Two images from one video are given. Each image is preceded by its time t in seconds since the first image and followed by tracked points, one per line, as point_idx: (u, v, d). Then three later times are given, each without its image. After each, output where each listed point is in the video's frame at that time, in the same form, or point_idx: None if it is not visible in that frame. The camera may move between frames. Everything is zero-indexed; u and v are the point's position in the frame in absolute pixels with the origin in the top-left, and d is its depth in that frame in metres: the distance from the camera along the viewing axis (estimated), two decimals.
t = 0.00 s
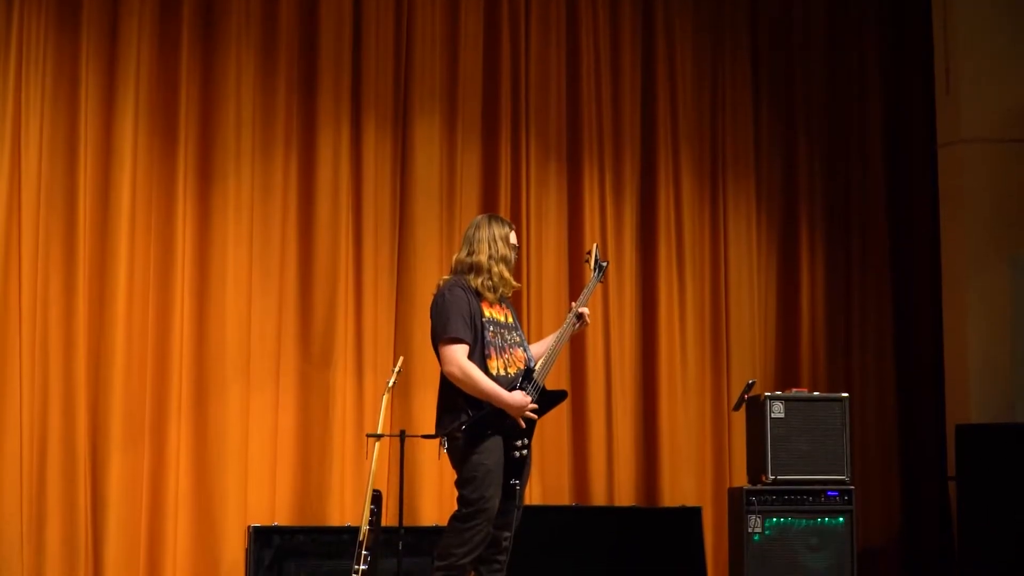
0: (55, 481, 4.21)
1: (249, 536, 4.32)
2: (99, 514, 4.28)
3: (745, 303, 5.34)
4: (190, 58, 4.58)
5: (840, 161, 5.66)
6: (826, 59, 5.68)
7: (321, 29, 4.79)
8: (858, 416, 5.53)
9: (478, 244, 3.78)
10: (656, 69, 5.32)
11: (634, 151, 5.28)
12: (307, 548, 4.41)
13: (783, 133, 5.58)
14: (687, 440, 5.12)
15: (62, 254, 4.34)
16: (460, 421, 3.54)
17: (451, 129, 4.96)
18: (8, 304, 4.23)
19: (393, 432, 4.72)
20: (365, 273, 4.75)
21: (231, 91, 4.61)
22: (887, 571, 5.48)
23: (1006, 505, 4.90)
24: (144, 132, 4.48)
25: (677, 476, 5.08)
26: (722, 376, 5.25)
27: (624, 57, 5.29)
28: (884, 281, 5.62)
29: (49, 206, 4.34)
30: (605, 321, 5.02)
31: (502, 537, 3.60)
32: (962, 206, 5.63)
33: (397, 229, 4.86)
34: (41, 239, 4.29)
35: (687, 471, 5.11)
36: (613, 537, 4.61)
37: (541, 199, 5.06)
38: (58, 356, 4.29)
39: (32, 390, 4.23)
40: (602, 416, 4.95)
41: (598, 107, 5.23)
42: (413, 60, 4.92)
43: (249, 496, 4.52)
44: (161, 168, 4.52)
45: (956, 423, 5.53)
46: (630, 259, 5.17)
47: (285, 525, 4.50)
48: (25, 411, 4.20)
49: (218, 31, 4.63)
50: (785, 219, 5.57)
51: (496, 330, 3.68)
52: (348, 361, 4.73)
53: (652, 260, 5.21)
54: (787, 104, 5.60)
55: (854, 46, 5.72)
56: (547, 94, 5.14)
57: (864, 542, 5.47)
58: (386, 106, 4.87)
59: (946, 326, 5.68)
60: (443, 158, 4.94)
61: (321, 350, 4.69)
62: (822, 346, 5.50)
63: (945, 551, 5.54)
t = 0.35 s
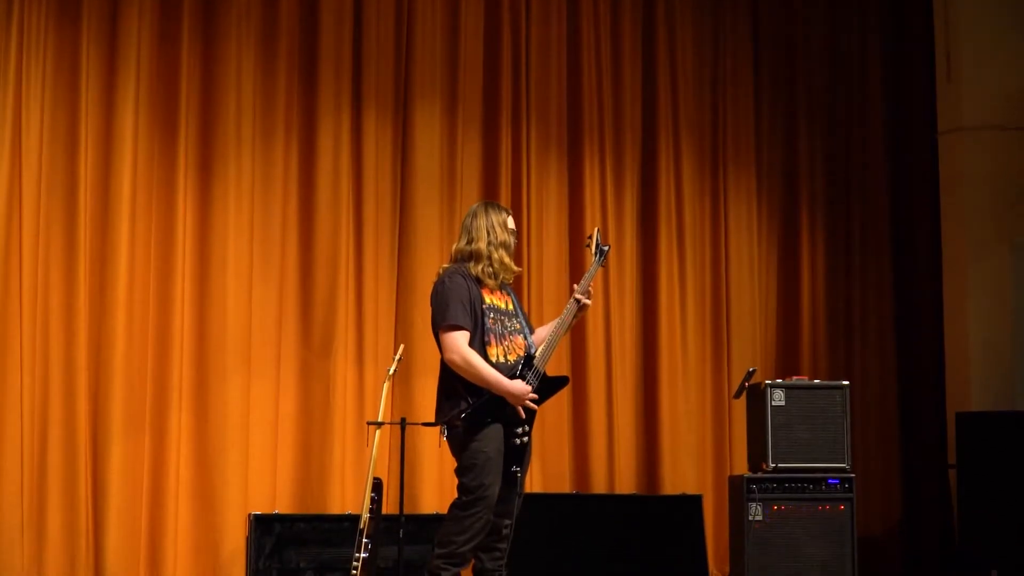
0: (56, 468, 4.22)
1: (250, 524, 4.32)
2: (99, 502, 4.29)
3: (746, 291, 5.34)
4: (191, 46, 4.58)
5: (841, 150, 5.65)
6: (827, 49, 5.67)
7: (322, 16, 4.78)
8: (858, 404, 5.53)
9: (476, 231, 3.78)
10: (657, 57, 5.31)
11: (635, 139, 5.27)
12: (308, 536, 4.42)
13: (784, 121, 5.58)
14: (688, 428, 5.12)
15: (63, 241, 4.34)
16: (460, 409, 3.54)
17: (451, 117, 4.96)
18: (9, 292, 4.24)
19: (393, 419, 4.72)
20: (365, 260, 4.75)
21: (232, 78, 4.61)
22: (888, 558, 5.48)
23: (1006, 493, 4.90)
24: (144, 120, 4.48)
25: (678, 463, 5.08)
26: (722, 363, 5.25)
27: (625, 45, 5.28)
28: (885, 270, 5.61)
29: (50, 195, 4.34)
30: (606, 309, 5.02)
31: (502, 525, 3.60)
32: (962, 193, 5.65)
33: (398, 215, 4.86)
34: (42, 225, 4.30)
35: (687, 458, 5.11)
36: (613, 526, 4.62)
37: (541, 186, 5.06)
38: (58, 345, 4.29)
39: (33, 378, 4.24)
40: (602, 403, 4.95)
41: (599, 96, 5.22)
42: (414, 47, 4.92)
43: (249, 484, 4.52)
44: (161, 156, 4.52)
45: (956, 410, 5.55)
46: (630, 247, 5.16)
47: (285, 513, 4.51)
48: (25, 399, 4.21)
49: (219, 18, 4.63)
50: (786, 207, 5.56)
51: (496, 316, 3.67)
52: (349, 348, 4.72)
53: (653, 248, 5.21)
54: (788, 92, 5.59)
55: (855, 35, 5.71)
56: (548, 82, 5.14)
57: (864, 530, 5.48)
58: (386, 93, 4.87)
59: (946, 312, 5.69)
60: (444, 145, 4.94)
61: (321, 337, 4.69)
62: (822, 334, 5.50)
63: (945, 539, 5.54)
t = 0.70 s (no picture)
0: (56, 459, 4.22)
1: (250, 515, 4.32)
2: (100, 494, 4.29)
3: (746, 283, 5.34)
4: (191, 37, 4.57)
5: (841, 141, 5.65)
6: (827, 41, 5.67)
7: (322, 7, 4.77)
8: (859, 396, 5.53)
9: (476, 222, 3.75)
10: (658, 49, 5.31)
11: (636, 131, 5.27)
12: (308, 526, 4.42)
13: (785, 114, 5.57)
14: (689, 419, 5.12)
15: (63, 231, 4.34)
16: (460, 400, 3.53)
17: (451, 108, 4.96)
18: (9, 283, 4.24)
19: (394, 411, 4.72)
20: (366, 251, 4.75)
21: (232, 69, 4.60)
22: (888, 550, 5.48)
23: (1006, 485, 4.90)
24: (144, 112, 4.48)
25: (679, 454, 5.08)
26: (723, 354, 5.26)
27: (625, 37, 5.28)
28: (885, 262, 5.62)
29: (50, 185, 4.34)
30: (606, 300, 5.01)
31: (503, 515, 3.61)
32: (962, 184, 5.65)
33: (399, 206, 4.86)
34: (42, 215, 4.30)
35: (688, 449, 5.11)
36: (613, 517, 4.63)
37: (542, 177, 5.06)
38: (58, 337, 4.28)
39: (33, 369, 4.24)
40: (603, 394, 4.95)
41: (600, 87, 5.22)
42: (415, 38, 4.92)
43: (250, 475, 4.52)
44: (162, 147, 4.52)
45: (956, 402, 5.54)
46: (631, 238, 5.16)
47: (285, 503, 4.51)
48: (26, 390, 4.21)
49: (218, 9, 4.62)
50: (786, 199, 5.56)
51: (497, 307, 3.66)
52: (349, 338, 4.72)
53: (653, 240, 5.22)
54: (789, 85, 5.58)
55: (855, 27, 5.71)
56: (548, 72, 5.13)
57: (865, 521, 5.48)
58: (387, 84, 4.87)
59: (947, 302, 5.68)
60: (445, 136, 4.94)
61: (322, 327, 4.68)
62: (822, 327, 5.50)
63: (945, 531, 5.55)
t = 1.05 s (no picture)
0: (57, 450, 4.23)
1: (250, 506, 4.32)
2: (100, 485, 4.29)
3: (747, 274, 5.34)
4: (191, 28, 4.57)
5: (842, 134, 5.64)
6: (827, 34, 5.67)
7: None
8: (860, 389, 5.52)
9: (478, 213, 3.74)
10: (659, 41, 5.31)
11: (636, 122, 5.27)
12: (308, 518, 4.43)
13: (786, 106, 5.57)
14: (689, 411, 5.12)
15: (64, 221, 4.35)
16: (460, 391, 3.54)
17: (452, 98, 4.96)
18: (10, 275, 4.24)
19: (394, 402, 4.72)
20: (366, 241, 4.75)
21: (233, 60, 4.59)
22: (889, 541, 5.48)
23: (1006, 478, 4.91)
24: (144, 103, 4.48)
25: (679, 445, 5.08)
26: (723, 345, 5.26)
27: (626, 29, 5.28)
28: (886, 254, 5.62)
29: (50, 177, 4.34)
30: (607, 291, 5.02)
31: (503, 506, 3.62)
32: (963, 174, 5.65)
33: (399, 197, 4.86)
34: (42, 206, 4.30)
35: (688, 440, 5.11)
36: (612, 508, 4.63)
37: (542, 168, 5.06)
38: (59, 326, 4.29)
39: (34, 360, 4.25)
40: (603, 385, 4.95)
41: (601, 78, 5.21)
42: (415, 29, 4.92)
43: (250, 466, 4.52)
44: (162, 139, 4.52)
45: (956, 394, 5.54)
46: (631, 229, 5.17)
47: (285, 494, 4.51)
48: (26, 381, 4.22)
49: None
50: (787, 190, 5.57)
51: (497, 299, 3.65)
52: (350, 329, 4.72)
53: (653, 231, 5.22)
54: (789, 77, 5.58)
55: (856, 20, 5.71)
56: (549, 63, 5.14)
57: (865, 512, 5.48)
58: (387, 75, 4.86)
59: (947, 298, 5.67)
60: (445, 128, 4.94)
61: (323, 318, 4.68)
62: (823, 318, 5.50)
63: (945, 523, 5.55)
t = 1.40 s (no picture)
0: (57, 443, 4.24)
1: (251, 499, 4.32)
2: (100, 478, 4.30)
3: (747, 267, 5.35)
4: (192, 21, 4.57)
5: (842, 127, 5.64)
6: (828, 26, 5.66)
7: None
8: (860, 383, 5.52)
9: (478, 206, 3.74)
10: (659, 35, 5.31)
11: (637, 115, 5.27)
12: (309, 511, 4.43)
13: (786, 100, 5.57)
14: (690, 404, 5.12)
15: (64, 214, 4.35)
16: (461, 384, 3.54)
17: (453, 91, 4.96)
18: (10, 269, 4.25)
19: (395, 394, 4.73)
20: (367, 234, 4.75)
21: (233, 52, 4.59)
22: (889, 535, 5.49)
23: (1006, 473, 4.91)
24: (145, 97, 4.48)
25: (679, 438, 5.08)
26: (723, 338, 5.26)
27: (627, 22, 5.27)
28: (887, 248, 5.61)
29: (51, 170, 4.34)
30: (607, 285, 5.02)
31: (505, 499, 3.62)
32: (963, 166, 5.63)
33: (399, 189, 4.86)
34: (43, 199, 4.31)
35: (689, 433, 5.11)
36: (613, 502, 4.64)
37: (542, 161, 5.07)
38: (59, 319, 4.30)
39: (34, 353, 4.26)
40: (604, 378, 4.95)
41: (601, 71, 5.21)
42: (416, 21, 4.91)
43: (250, 460, 4.52)
44: (163, 132, 4.52)
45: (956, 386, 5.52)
46: (631, 222, 5.17)
47: (286, 487, 4.51)
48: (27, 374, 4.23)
49: None
50: (787, 183, 5.57)
51: (498, 293, 3.65)
52: (350, 321, 4.72)
53: (654, 224, 5.22)
54: (789, 72, 5.58)
55: (857, 13, 5.70)
56: (549, 56, 5.13)
57: (866, 506, 5.48)
58: (387, 68, 4.86)
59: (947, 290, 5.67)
60: (446, 122, 4.94)
61: (323, 310, 4.68)
62: (824, 312, 5.50)
63: (945, 516, 5.56)
